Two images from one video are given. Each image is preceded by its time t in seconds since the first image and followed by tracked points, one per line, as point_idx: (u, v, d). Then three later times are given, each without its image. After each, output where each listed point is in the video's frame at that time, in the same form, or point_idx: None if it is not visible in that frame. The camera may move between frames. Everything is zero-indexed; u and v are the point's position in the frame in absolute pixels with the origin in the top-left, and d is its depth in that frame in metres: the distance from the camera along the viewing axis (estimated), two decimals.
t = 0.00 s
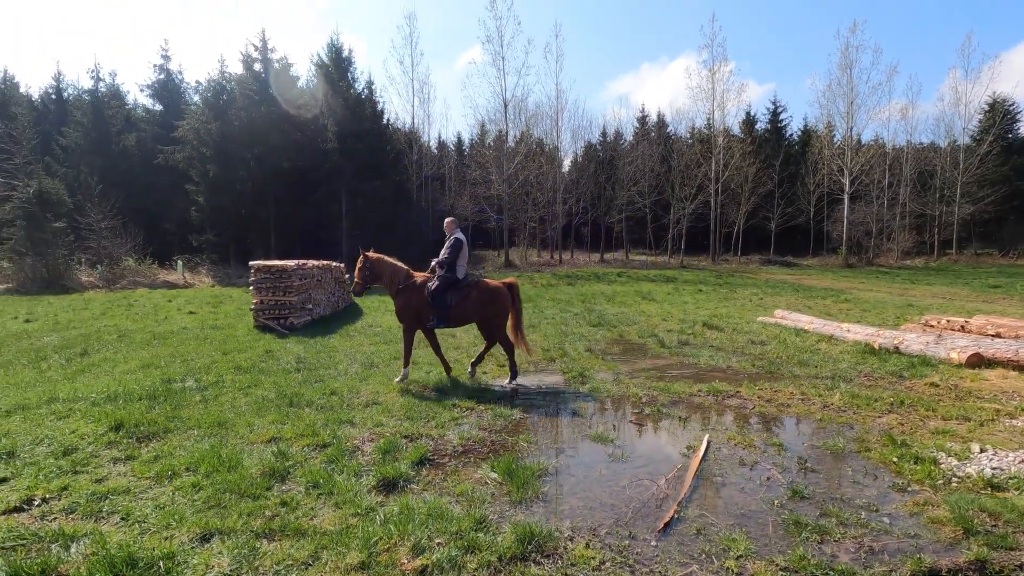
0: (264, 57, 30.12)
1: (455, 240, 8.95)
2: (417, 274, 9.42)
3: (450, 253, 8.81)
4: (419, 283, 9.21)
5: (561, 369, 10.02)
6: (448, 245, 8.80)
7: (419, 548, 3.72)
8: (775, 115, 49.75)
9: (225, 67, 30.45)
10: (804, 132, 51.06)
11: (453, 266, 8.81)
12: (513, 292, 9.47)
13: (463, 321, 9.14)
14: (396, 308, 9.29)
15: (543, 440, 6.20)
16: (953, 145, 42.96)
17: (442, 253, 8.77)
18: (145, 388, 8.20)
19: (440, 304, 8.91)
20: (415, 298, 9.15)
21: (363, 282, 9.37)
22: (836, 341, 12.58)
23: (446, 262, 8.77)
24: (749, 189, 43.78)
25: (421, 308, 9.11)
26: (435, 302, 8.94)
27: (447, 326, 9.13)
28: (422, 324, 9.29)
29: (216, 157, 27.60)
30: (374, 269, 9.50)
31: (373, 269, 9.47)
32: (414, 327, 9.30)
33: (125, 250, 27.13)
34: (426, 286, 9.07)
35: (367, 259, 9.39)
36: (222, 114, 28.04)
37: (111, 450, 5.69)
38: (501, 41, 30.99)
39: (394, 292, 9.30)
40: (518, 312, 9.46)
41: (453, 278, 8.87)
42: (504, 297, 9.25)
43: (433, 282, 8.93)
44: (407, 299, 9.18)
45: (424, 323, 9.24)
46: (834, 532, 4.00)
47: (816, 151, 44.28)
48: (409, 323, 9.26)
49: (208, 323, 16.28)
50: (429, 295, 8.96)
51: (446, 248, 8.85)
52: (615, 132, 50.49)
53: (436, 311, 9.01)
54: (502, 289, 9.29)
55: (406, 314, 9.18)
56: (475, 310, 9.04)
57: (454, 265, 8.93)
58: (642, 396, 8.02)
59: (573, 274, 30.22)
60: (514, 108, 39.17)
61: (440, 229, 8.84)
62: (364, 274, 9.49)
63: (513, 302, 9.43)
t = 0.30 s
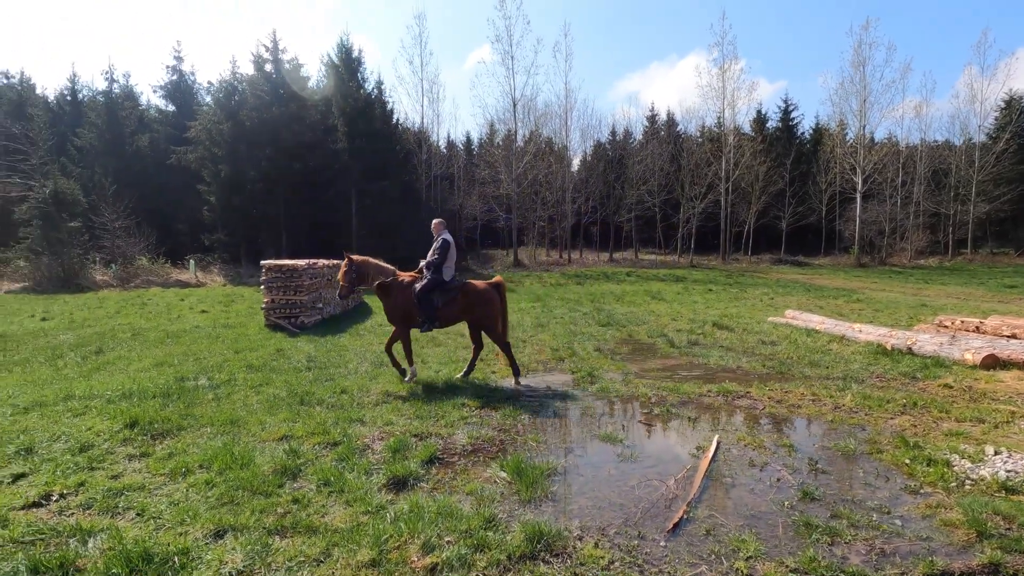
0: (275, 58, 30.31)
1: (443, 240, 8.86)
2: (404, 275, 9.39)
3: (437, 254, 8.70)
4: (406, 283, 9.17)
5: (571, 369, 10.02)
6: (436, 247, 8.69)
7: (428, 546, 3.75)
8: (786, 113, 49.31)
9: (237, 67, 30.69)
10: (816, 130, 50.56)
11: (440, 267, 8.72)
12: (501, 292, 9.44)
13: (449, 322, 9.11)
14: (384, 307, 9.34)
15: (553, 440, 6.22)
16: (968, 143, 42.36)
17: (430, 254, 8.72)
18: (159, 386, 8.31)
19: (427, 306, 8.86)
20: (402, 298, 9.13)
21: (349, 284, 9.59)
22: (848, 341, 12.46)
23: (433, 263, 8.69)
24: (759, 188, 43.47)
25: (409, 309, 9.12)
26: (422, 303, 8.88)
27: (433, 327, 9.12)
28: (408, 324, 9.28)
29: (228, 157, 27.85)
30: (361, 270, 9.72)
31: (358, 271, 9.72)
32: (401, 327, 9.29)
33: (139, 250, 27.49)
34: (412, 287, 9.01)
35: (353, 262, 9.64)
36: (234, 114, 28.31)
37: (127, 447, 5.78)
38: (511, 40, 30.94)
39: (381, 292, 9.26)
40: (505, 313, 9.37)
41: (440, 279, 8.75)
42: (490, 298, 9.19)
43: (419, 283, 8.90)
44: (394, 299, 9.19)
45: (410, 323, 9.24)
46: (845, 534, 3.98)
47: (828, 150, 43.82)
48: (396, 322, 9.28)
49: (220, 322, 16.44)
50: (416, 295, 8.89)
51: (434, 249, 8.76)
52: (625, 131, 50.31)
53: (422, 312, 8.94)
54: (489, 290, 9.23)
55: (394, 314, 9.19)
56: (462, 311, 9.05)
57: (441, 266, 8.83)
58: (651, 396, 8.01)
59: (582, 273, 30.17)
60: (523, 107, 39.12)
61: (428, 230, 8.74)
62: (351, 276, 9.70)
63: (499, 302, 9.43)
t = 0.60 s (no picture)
0: (286, 59, 30.48)
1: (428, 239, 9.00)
2: (392, 274, 9.43)
3: (422, 252, 8.78)
4: (393, 282, 9.27)
5: (580, 368, 10.01)
6: (419, 245, 8.76)
7: (440, 542, 3.80)
8: (798, 110, 48.88)
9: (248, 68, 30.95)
10: (828, 128, 50.05)
11: (425, 265, 8.86)
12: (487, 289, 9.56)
13: (437, 319, 9.23)
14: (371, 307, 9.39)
15: (563, 438, 6.23)
16: (984, 141, 41.76)
17: (415, 252, 8.85)
18: (174, 383, 8.43)
19: (414, 304, 8.96)
20: (389, 297, 9.21)
21: (336, 286, 9.37)
22: (860, 341, 12.34)
23: (418, 261, 8.82)
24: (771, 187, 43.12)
25: (396, 308, 9.20)
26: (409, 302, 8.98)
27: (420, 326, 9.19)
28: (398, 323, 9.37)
29: (240, 157, 28.10)
30: (346, 271, 9.47)
31: (345, 271, 9.44)
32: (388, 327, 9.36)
33: (152, 249, 27.83)
34: (399, 286, 9.11)
35: (339, 262, 9.37)
36: (246, 115, 28.56)
37: (143, 443, 5.87)
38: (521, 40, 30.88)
39: (369, 293, 9.34)
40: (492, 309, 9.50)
41: (426, 277, 8.89)
42: (476, 293, 9.30)
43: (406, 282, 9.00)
44: (382, 299, 9.26)
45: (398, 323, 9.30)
46: (857, 534, 3.96)
47: (841, 148, 43.35)
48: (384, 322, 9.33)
49: (232, 320, 16.60)
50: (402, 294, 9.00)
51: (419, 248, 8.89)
52: (635, 130, 50.12)
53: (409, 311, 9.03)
54: (474, 285, 9.33)
55: (382, 313, 9.26)
56: (448, 308, 9.16)
57: (426, 264, 8.96)
58: (660, 395, 8.01)
59: (591, 273, 30.08)
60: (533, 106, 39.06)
61: (413, 229, 8.88)
62: (337, 277, 9.44)
63: (486, 297, 9.53)
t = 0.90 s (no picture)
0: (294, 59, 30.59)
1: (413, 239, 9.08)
2: (377, 274, 9.50)
3: (406, 252, 8.85)
4: (378, 281, 9.34)
5: (587, 367, 9.99)
6: (403, 245, 8.84)
7: (446, 539, 3.82)
8: (807, 108, 48.53)
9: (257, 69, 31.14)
10: (838, 126, 49.65)
11: (409, 264, 8.92)
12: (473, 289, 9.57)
13: (422, 319, 9.24)
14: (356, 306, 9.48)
15: (569, 437, 6.23)
16: (996, 138, 41.29)
17: (399, 252, 8.92)
18: (184, 381, 8.51)
19: (397, 303, 9.00)
20: (374, 296, 9.29)
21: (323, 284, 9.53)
22: (870, 341, 12.22)
23: (402, 261, 8.88)
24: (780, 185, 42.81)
25: (381, 307, 9.26)
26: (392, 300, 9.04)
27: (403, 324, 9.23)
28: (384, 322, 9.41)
29: (249, 157, 28.33)
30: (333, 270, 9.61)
31: (331, 271, 9.58)
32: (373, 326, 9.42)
33: (162, 248, 28.08)
34: (383, 286, 9.18)
35: (326, 261, 9.55)
36: (254, 115, 28.76)
37: (153, 440, 5.94)
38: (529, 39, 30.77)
39: (354, 293, 9.41)
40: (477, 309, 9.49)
41: (410, 276, 8.93)
42: (461, 293, 9.32)
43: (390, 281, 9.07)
44: (366, 297, 9.34)
45: (382, 322, 9.37)
46: (865, 534, 3.94)
47: (850, 146, 42.99)
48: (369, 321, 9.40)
49: (241, 319, 16.72)
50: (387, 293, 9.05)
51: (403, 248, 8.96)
52: (642, 128, 49.96)
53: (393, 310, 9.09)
54: (459, 285, 9.35)
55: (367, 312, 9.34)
56: (432, 307, 9.15)
57: (411, 264, 9.01)
58: (667, 395, 7.99)
59: (597, 271, 30.01)
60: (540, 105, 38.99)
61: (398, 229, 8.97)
62: (324, 276, 9.61)
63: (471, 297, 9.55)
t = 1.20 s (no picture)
0: (303, 60, 30.74)
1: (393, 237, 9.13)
2: (359, 272, 9.50)
3: (387, 249, 8.87)
4: (361, 279, 9.35)
5: (595, 365, 9.96)
6: (385, 243, 8.88)
7: (452, 537, 3.81)
8: (818, 105, 48.08)
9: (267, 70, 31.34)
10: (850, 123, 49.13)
11: (392, 261, 8.94)
12: (457, 284, 9.60)
13: (407, 315, 9.23)
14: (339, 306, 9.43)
15: (577, 435, 6.22)
16: (1012, 135, 40.68)
17: (381, 250, 8.94)
18: (193, 379, 8.57)
19: (381, 300, 9.00)
20: (357, 294, 9.27)
21: (304, 287, 9.51)
22: (882, 340, 12.07)
23: (384, 257, 8.90)
24: (790, 183, 42.44)
25: (365, 304, 9.23)
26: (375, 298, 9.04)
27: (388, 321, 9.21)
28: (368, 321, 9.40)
29: (258, 157, 28.52)
30: (314, 273, 9.59)
31: (311, 273, 9.59)
32: (358, 325, 9.38)
33: (173, 248, 28.34)
34: (366, 283, 9.18)
35: (307, 264, 9.56)
36: (264, 115, 28.96)
37: (162, 437, 5.99)
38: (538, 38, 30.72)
39: (337, 292, 9.41)
40: (462, 304, 9.52)
41: (393, 272, 8.95)
42: (445, 288, 9.30)
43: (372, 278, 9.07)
44: (349, 297, 9.33)
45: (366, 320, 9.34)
46: (876, 534, 3.88)
47: (862, 143, 42.59)
48: (353, 320, 9.36)
49: (251, 318, 16.82)
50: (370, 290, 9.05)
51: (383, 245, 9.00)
52: (651, 126, 49.73)
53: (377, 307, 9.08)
54: (443, 281, 9.36)
55: (351, 311, 9.31)
56: (417, 303, 9.16)
57: (393, 261, 9.03)
58: (676, 393, 7.96)
59: (606, 270, 29.89)
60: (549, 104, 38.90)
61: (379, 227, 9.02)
62: (305, 279, 9.59)
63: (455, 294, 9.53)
